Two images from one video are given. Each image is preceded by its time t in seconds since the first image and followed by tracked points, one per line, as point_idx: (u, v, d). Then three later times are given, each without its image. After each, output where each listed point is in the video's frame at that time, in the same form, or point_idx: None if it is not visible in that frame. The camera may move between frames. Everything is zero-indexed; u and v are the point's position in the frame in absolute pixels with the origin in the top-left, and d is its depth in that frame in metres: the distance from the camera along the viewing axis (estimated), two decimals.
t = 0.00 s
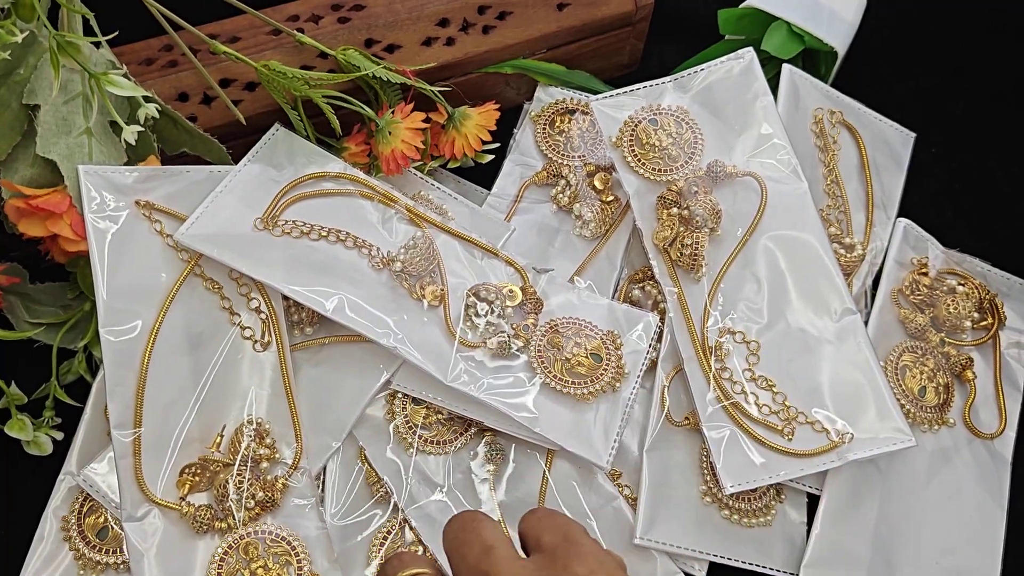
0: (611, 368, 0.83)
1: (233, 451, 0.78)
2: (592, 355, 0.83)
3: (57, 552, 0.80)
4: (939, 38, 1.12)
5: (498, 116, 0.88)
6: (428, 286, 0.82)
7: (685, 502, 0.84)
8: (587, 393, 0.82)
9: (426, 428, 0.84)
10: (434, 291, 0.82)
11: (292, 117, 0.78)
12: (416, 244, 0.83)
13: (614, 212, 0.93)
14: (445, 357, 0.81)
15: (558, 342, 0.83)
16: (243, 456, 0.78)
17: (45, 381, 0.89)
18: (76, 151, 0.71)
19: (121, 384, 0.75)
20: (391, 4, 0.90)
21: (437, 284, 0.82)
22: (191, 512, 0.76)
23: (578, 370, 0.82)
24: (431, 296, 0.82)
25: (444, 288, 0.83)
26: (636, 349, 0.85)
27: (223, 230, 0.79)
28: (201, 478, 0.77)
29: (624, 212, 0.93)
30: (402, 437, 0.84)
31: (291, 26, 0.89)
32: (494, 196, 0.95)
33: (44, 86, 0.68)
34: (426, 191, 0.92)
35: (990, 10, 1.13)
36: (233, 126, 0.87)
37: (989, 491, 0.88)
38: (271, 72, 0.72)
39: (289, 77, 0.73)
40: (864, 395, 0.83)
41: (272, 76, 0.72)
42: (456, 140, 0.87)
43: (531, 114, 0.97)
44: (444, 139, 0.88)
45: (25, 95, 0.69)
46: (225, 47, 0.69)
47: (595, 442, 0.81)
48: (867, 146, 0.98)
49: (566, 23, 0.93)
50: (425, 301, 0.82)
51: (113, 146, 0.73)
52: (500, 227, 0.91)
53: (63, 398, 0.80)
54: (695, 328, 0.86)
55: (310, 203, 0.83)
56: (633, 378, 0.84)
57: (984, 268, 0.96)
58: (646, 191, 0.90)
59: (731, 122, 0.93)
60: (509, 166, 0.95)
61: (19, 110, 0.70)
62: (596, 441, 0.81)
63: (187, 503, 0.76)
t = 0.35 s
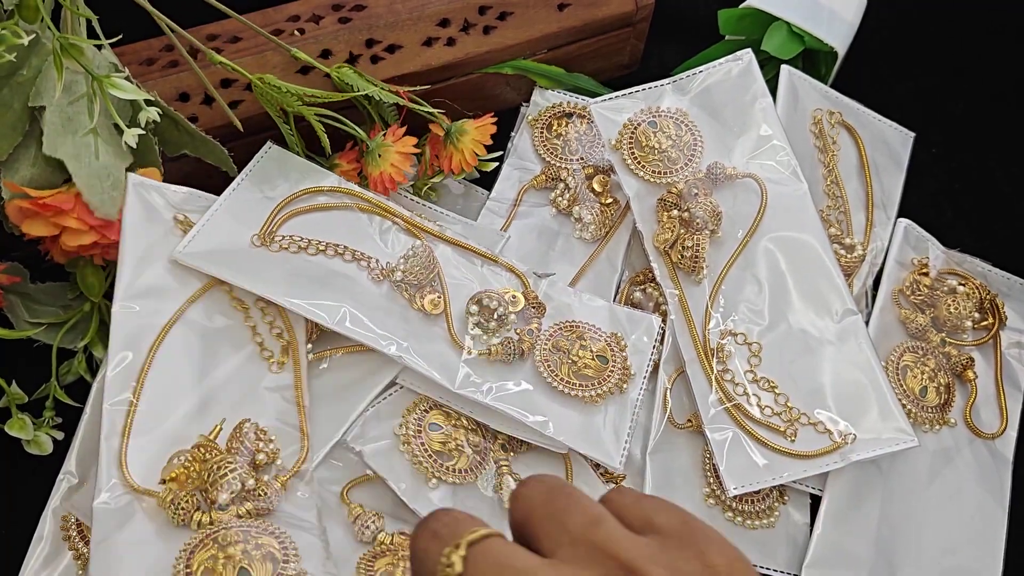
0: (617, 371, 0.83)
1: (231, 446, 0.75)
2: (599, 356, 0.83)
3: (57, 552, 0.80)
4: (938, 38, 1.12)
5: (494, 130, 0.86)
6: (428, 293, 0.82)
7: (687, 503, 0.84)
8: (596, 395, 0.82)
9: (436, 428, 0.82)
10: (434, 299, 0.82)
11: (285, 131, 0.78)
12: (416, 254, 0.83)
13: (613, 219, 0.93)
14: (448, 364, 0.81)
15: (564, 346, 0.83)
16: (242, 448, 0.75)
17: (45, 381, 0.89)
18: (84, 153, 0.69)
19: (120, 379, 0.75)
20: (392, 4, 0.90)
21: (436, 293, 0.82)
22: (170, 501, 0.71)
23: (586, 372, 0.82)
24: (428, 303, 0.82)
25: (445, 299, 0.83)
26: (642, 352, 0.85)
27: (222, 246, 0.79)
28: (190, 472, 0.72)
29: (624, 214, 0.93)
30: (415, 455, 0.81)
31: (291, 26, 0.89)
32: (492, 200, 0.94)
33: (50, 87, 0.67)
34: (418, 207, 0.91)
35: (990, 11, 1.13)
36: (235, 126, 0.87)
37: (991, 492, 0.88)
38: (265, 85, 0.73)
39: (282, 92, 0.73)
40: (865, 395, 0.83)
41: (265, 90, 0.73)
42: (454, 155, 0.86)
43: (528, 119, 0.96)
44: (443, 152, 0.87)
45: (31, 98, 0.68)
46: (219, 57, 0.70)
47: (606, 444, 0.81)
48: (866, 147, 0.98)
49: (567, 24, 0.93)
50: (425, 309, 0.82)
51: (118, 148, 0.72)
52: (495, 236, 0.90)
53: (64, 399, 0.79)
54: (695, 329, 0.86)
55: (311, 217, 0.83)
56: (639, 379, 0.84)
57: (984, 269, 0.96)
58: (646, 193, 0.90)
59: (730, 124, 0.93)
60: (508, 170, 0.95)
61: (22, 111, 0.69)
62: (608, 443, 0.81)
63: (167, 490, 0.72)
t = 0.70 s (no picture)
0: (612, 380, 0.83)
1: (213, 442, 0.78)
2: (593, 367, 0.83)
3: (59, 553, 0.80)
4: (938, 39, 1.12)
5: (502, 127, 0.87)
6: (423, 306, 0.84)
7: (688, 504, 0.84)
8: (590, 407, 0.82)
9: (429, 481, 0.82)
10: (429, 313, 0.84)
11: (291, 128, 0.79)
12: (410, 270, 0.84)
13: (610, 221, 0.93)
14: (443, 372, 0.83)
15: (558, 356, 0.83)
16: (222, 447, 0.77)
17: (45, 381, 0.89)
18: (84, 116, 0.60)
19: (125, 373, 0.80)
20: (392, 4, 0.90)
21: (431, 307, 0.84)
22: (163, 493, 0.76)
23: (579, 384, 0.82)
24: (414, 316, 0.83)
25: (443, 313, 0.84)
26: (639, 361, 0.85)
27: (224, 276, 0.81)
28: (180, 464, 0.76)
29: (623, 213, 0.93)
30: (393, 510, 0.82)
31: (292, 26, 0.89)
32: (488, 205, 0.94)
33: (47, 54, 0.60)
34: (416, 209, 0.91)
35: (989, 11, 1.14)
36: (235, 125, 0.87)
37: (991, 492, 0.88)
38: (272, 79, 0.74)
39: (290, 87, 0.74)
40: (866, 395, 0.83)
41: (273, 85, 0.74)
42: (460, 152, 0.87)
43: (526, 120, 0.97)
44: (449, 150, 0.88)
45: (31, 69, 0.60)
46: (228, 53, 0.70)
47: (599, 458, 0.82)
48: (866, 147, 0.98)
49: (567, 23, 0.93)
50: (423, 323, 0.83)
51: (122, 117, 0.62)
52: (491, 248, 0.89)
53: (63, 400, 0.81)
54: (696, 330, 0.86)
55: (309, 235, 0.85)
56: (634, 388, 0.84)
57: (984, 268, 0.96)
58: (647, 193, 0.90)
59: (730, 124, 0.93)
60: (506, 175, 0.95)
61: (23, 83, 0.61)
62: (600, 456, 0.82)
63: (161, 484, 0.76)
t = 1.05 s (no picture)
0: (612, 381, 0.84)
1: (214, 442, 0.76)
2: (593, 368, 0.84)
3: (59, 554, 0.80)
4: (938, 39, 1.13)
5: (502, 127, 0.88)
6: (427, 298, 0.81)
7: (688, 504, 0.84)
8: (590, 408, 0.82)
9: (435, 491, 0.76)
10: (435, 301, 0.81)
11: (293, 123, 0.79)
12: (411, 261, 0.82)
13: (608, 223, 0.93)
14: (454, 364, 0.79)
15: (558, 358, 0.84)
16: (222, 447, 0.75)
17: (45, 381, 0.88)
18: (109, 88, 0.61)
19: (124, 376, 0.80)
20: (392, 4, 0.90)
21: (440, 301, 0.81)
22: (163, 494, 0.75)
23: (579, 386, 0.83)
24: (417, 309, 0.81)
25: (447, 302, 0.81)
26: (638, 363, 0.86)
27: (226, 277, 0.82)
28: (179, 465, 0.74)
29: (622, 213, 0.93)
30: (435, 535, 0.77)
31: (292, 26, 0.89)
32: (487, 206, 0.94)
33: (70, 33, 0.61)
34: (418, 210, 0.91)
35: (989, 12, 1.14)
36: (235, 125, 0.87)
37: (991, 492, 0.88)
38: (277, 74, 0.74)
39: (294, 82, 0.74)
40: (865, 395, 0.83)
41: (276, 80, 0.74)
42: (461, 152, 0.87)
43: (525, 121, 0.97)
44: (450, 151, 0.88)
45: (51, 49, 0.63)
46: (233, 47, 0.72)
47: (599, 461, 0.82)
48: (866, 147, 0.98)
49: (567, 24, 0.93)
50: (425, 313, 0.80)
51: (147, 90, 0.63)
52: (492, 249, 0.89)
53: (63, 400, 0.80)
54: (695, 330, 0.85)
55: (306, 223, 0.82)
56: (634, 390, 0.85)
57: (984, 269, 0.96)
58: (646, 194, 0.90)
59: (730, 124, 0.93)
60: (505, 176, 0.95)
61: (43, 63, 0.64)
62: (598, 460, 0.82)
63: (160, 485, 0.75)
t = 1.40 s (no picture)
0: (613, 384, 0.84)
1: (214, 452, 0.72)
2: (597, 370, 0.85)
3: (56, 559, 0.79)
4: (947, 35, 1.11)
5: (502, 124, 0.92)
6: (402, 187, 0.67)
7: (692, 508, 0.83)
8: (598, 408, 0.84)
9: (432, 390, 0.63)
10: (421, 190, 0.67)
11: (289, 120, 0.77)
12: (377, 141, 0.66)
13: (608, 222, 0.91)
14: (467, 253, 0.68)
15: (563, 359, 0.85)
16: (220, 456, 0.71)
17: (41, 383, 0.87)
18: (96, 84, 0.68)
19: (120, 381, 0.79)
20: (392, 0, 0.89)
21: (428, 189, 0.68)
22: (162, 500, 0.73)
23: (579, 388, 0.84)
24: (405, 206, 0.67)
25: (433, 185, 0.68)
26: (642, 365, 0.86)
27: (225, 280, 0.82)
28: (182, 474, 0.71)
29: (624, 213, 0.92)
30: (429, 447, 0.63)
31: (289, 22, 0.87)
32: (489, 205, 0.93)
33: (58, 28, 0.68)
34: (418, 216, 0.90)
35: (999, 6, 1.11)
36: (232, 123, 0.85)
37: (998, 496, 0.87)
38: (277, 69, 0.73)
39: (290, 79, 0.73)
40: (872, 397, 0.81)
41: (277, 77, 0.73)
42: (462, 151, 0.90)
43: (526, 119, 0.96)
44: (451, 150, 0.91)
45: (41, 44, 0.69)
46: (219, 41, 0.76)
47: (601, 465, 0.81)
48: (872, 145, 0.97)
49: (569, 20, 0.92)
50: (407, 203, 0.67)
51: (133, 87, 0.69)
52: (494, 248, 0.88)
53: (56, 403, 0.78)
54: (699, 331, 0.84)
55: (263, 98, 0.64)
56: (639, 391, 0.85)
57: (994, 269, 0.94)
58: (649, 192, 0.89)
59: (734, 122, 0.91)
60: (507, 174, 0.94)
61: (30, 60, 0.69)
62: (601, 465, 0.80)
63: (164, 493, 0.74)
